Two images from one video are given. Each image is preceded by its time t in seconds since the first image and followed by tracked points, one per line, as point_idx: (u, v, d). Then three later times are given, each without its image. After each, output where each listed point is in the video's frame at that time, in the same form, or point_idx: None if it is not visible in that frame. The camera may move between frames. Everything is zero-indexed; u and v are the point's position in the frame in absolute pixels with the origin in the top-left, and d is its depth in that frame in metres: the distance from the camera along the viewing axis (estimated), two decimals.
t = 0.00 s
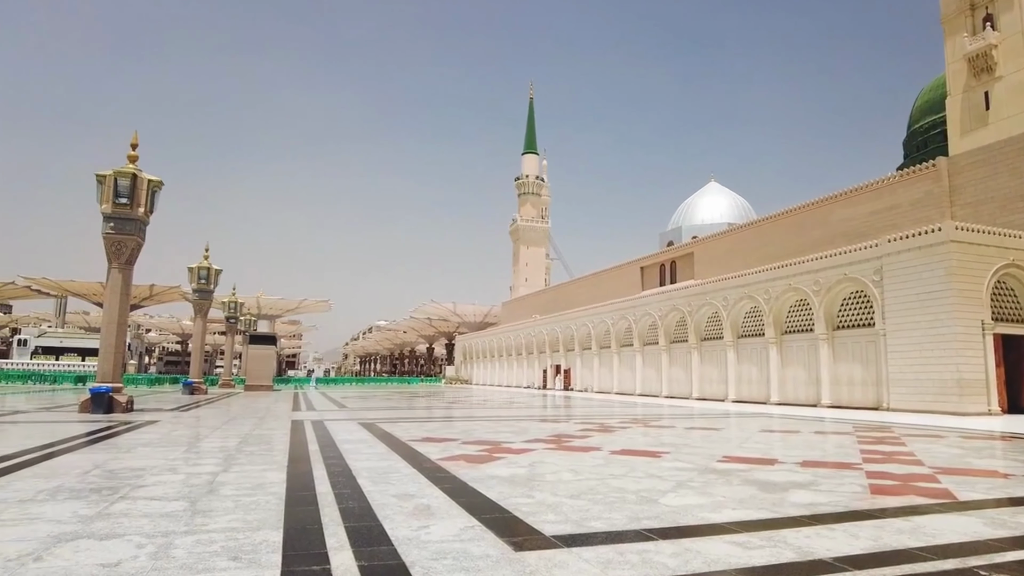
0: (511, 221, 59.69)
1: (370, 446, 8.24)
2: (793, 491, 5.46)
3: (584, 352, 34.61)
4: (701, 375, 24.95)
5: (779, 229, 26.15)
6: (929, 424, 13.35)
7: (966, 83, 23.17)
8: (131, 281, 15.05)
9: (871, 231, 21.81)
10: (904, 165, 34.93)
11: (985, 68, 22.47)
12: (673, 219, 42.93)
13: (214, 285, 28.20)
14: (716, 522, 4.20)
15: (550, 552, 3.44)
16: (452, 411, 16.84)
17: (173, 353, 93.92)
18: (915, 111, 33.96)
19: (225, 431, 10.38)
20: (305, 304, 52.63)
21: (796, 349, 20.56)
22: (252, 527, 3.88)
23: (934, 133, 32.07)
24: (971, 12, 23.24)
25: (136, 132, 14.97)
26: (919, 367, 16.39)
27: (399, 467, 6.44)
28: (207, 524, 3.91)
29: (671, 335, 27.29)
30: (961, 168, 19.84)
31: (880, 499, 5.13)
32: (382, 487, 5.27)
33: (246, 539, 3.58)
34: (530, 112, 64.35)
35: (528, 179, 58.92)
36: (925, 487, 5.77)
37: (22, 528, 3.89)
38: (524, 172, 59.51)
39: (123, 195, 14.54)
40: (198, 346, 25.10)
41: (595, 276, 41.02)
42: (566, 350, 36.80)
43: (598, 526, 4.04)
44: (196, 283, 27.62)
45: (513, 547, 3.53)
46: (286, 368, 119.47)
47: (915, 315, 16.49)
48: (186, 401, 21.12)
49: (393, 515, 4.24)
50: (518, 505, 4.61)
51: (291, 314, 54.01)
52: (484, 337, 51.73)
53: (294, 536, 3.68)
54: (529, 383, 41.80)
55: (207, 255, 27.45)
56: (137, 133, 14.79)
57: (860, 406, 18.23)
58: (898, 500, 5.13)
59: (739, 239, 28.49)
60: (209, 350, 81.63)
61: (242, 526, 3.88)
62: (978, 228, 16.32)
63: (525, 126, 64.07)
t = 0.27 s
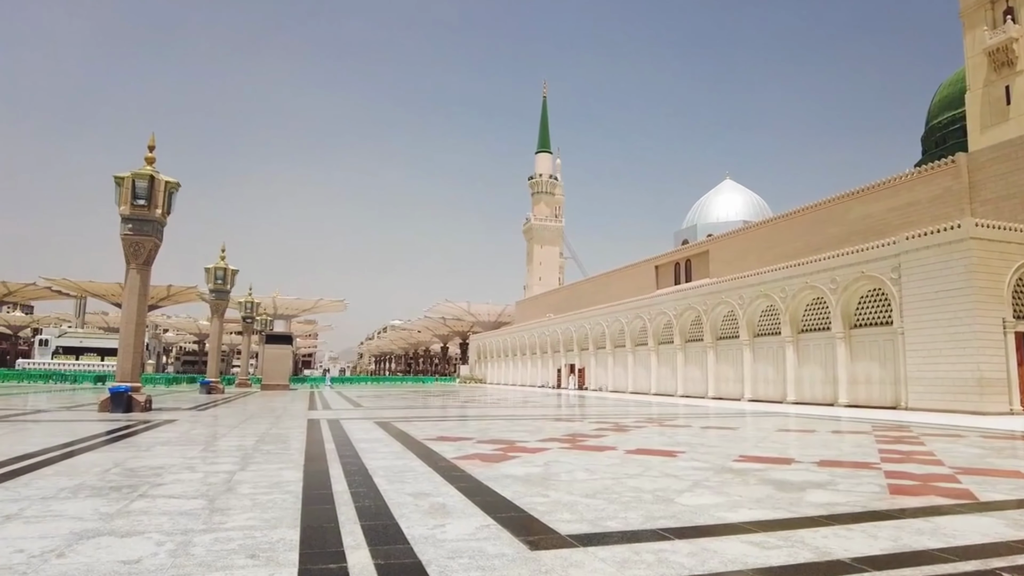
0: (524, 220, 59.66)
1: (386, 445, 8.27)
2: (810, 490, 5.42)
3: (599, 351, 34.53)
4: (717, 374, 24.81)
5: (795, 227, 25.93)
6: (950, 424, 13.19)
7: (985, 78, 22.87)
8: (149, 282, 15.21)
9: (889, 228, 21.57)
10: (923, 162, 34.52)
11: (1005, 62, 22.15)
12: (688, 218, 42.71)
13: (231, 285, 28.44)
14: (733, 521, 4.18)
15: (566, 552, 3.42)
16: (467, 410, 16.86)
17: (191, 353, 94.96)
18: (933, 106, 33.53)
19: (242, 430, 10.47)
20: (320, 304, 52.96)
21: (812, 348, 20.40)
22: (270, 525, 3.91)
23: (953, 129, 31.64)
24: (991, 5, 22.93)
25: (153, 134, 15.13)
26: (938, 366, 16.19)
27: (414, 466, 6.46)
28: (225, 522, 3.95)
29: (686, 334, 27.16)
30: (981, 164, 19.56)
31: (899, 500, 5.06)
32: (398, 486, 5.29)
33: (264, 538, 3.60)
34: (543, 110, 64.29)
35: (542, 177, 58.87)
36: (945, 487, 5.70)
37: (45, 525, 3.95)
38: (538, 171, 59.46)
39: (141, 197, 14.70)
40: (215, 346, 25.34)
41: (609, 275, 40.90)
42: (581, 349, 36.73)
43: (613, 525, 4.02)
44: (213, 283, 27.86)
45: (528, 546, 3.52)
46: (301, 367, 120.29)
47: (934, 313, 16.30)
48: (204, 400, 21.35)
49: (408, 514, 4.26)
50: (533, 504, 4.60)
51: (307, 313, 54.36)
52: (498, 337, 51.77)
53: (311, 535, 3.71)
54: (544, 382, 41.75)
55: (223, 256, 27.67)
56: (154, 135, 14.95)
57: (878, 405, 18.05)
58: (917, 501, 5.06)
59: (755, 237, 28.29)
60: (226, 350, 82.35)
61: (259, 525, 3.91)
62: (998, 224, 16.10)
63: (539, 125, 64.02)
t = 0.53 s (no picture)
0: (538, 219, 59.60)
1: (401, 444, 8.30)
2: (828, 490, 5.37)
3: (614, 350, 34.42)
4: (733, 373, 24.65)
5: (812, 224, 25.70)
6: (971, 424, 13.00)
7: (1005, 73, 22.53)
8: (167, 283, 15.37)
9: (908, 225, 21.31)
10: (941, 158, 34.10)
11: None
12: (703, 216, 42.46)
13: (247, 285, 28.67)
14: (749, 521, 4.16)
15: (582, 551, 3.42)
16: (481, 409, 16.85)
17: (208, 352, 95.87)
18: (952, 101, 33.08)
19: (259, 429, 10.55)
20: (335, 303, 53.26)
21: (830, 347, 20.21)
22: (287, 523, 3.94)
23: (973, 124, 31.19)
24: None
25: (169, 137, 15.27)
26: (958, 365, 15.98)
27: (430, 465, 6.48)
28: (243, 521, 3.98)
29: (701, 333, 27.01)
30: (1001, 160, 19.27)
31: (919, 500, 5.01)
32: (414, 484, 5.31)
33: (281, 536, 3.63)
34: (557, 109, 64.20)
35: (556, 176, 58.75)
36: (966, 488, 5.62)
37: (67, 522, 4.01)
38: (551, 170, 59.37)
39: (159, 199, 14.85)
40: (232, 345, 25.54)
41: (623, 274, 40.77)
42: (595, 348, 36.64)
43: (630, 525, 4.02)
44: (230, 283, 28.10)
45: (544, 545, 3.52)
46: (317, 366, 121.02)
47: (954, 312, 16.09)
48: (221, 399, 21.55)
49: (425, 512, 4.28)
50: (548, 503, 4.60)
51: (322, 313, 54.69)
52: (513, 336, 51.77)
53: (327, 533, 3.73)
54: (558, 381, 41.70)
55: (240, 256, 27.90)
56: (171, 138, 15.10)
57: (896, 405, 17.85)
58: (937, 501, 5.00)
59: (771, 235, 28.06)
60: (243, 350, 83.03)
61: (276, 523, 3.94)
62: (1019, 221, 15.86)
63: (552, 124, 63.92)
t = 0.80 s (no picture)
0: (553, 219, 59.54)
1: (417, 443, 8.33)
2: (846, 490, 5.32)
3: (629, 350, 34.31)
4: (750, 372, 24.49)
5: (829, 222, 25.45)
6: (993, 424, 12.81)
7: None
8: (185, 283, 15.53)
9: (927, 222, 21.03)
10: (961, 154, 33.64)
11: None
12: (719, 214, 42.21)
13: (264, 286, 28.90)
14: (767, 521, 4.13)
15: (598, 550, 3.42)
16: (496, 409, 16.86)
17: (226, 352, 96.78)
18: (972, 97, 32.62)
19: (276, 428, 10.63)
20: (351, 303, 53.55)
21: (848, 346, 20.02)
22: (305, 522, 3.96)
23: (994, 119, 30.73)
24: None
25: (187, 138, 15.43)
26: (980, 364, 15.76)
27: (446, 463, 6.50)
28: (261, 519, 4.02)
29: (717, 332, 26.85)
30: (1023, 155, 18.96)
31: (939, 501, 4.94)
32: (430, 483, 5.33)
33: (298, 534, 3.66)
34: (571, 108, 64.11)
35: (570, 175, 58.64)
36: (988, 489, 5.54)
37: (89, 519, 4.06)
38: (566, 169, 59.28)
39: (176, 200, 15.01)
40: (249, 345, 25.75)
41: (638, 273, 40.62)
42: (610, 348, 36.54)
43: (646, 524, 4.01)
44: (247, 283, 28.34)
45: (561, 544, 3.51)
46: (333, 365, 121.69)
47: (975, 310, 15.86)
48: (238, 398, 21.74)
49: (441, 511, 4.29)
50: (565, 502, 4.59)
51: (338, 313, 55.02)
52: (527, 335, 51.76)
53: (344, 531, 3.75)
54: (573, 380, 41.63)
55: (257, 257, 28.14)
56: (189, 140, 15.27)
57: (916, 404, 17.63)
58: (959, 502, 4.94)
59: (788, 233, 27.82)
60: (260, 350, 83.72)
61: (294, 521, 3.97)
62: None
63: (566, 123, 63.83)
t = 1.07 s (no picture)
0: (567, 217, 59.46)
1: (433, 441, 8.36)
2: (866, 490, 5.26)
3: (645, 349, 34.17)
4: (767, 372, 24.30)
5: (848, 219, 25.18)
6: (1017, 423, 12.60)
7: None
8: (203, 284, 15.69)
9: (948, 219, 20.73)
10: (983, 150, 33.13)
11: None
12: (735, 212, 41.91)
13: (281, 286, 29.13)
14: (785, 521, 4.09)
15: (616, 550, 3.41)
16: (512, 408, 16.86)
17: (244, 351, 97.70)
18: (994, 91, 32.12)
19: (293, 427, 10.72)
20: (367, 303, 53.82)
21: (867, 344, 19.79)
22: (323, 520, 3.99)
23: (1017, 114, 30.23)
24: None
25: (205, 140, 15.57)
26: (1003, 362, 15.52)
27: (462, 462, 6.51)
28: (280, 517, 4.05)
29: (734, 331, 26.66)
30: None
31: (962, 501, 4.88)
32: (447, 482, 5.34)
33: (317, 533, 3.68)
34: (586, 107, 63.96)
35: (585, 174, 58.49)
36: (1013, 490, 5.45)
37: (111, 517, 4.12)
38: (581, 168, 59.15)
39: (195, 201, 15.16)
40: (267, 344, 25.98)
41: (654, 272, 40.45)
42: (626, 347, 36.43)
43: (663, 524, 3.99)
44: (264, 284, 28.59)
45: (578, 543, 3.51)
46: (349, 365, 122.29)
47: (998, 308, 15.62)
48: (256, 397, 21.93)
49: (458, 509, 4.30)
50: (581, 502, 4.59)
51: (354, 313, 55.35)
52: (543, 335, 51.72)
53: (362, 530, 3.77)
54: (589, 379, 41.53)
55: (274, 257, 28.37)
56: (206, 141, 15.42)
57: (937, 403, 17.40)
58: (982, 502, 4.86)
59: (806, 231, 27.55)
60: (277, 349, 84.43)
61: (312, 519, 3.99)
62: None
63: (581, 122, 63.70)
